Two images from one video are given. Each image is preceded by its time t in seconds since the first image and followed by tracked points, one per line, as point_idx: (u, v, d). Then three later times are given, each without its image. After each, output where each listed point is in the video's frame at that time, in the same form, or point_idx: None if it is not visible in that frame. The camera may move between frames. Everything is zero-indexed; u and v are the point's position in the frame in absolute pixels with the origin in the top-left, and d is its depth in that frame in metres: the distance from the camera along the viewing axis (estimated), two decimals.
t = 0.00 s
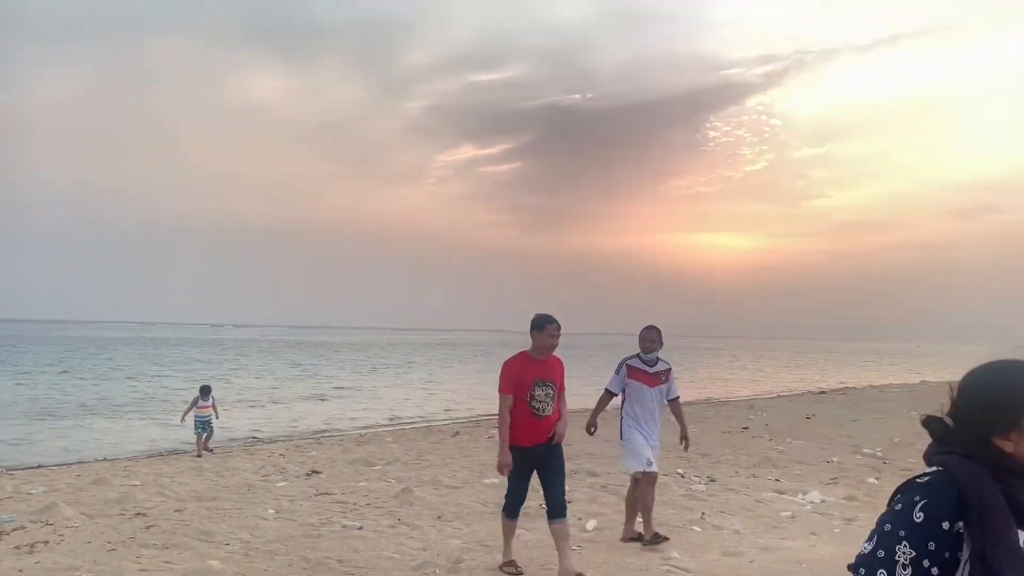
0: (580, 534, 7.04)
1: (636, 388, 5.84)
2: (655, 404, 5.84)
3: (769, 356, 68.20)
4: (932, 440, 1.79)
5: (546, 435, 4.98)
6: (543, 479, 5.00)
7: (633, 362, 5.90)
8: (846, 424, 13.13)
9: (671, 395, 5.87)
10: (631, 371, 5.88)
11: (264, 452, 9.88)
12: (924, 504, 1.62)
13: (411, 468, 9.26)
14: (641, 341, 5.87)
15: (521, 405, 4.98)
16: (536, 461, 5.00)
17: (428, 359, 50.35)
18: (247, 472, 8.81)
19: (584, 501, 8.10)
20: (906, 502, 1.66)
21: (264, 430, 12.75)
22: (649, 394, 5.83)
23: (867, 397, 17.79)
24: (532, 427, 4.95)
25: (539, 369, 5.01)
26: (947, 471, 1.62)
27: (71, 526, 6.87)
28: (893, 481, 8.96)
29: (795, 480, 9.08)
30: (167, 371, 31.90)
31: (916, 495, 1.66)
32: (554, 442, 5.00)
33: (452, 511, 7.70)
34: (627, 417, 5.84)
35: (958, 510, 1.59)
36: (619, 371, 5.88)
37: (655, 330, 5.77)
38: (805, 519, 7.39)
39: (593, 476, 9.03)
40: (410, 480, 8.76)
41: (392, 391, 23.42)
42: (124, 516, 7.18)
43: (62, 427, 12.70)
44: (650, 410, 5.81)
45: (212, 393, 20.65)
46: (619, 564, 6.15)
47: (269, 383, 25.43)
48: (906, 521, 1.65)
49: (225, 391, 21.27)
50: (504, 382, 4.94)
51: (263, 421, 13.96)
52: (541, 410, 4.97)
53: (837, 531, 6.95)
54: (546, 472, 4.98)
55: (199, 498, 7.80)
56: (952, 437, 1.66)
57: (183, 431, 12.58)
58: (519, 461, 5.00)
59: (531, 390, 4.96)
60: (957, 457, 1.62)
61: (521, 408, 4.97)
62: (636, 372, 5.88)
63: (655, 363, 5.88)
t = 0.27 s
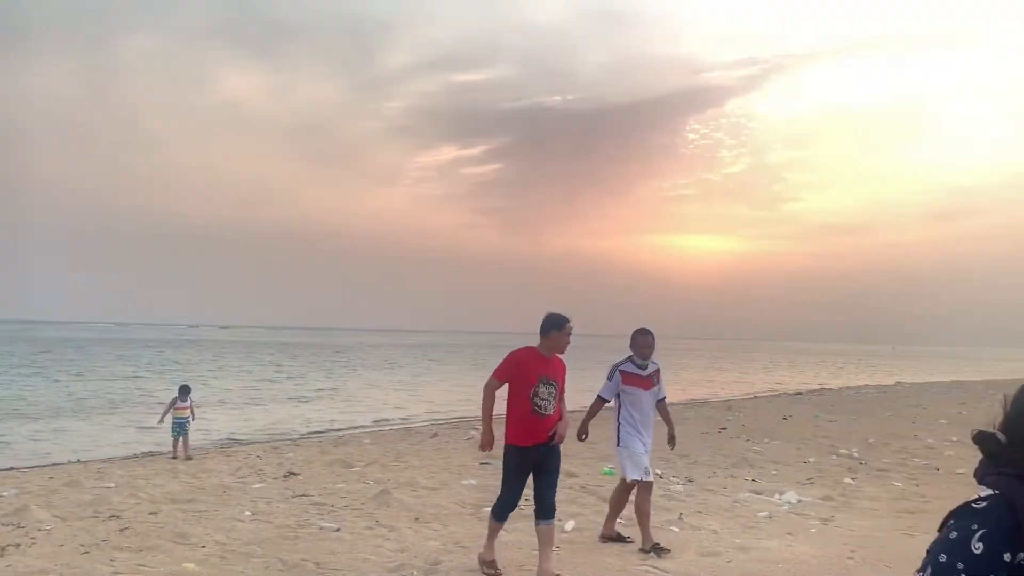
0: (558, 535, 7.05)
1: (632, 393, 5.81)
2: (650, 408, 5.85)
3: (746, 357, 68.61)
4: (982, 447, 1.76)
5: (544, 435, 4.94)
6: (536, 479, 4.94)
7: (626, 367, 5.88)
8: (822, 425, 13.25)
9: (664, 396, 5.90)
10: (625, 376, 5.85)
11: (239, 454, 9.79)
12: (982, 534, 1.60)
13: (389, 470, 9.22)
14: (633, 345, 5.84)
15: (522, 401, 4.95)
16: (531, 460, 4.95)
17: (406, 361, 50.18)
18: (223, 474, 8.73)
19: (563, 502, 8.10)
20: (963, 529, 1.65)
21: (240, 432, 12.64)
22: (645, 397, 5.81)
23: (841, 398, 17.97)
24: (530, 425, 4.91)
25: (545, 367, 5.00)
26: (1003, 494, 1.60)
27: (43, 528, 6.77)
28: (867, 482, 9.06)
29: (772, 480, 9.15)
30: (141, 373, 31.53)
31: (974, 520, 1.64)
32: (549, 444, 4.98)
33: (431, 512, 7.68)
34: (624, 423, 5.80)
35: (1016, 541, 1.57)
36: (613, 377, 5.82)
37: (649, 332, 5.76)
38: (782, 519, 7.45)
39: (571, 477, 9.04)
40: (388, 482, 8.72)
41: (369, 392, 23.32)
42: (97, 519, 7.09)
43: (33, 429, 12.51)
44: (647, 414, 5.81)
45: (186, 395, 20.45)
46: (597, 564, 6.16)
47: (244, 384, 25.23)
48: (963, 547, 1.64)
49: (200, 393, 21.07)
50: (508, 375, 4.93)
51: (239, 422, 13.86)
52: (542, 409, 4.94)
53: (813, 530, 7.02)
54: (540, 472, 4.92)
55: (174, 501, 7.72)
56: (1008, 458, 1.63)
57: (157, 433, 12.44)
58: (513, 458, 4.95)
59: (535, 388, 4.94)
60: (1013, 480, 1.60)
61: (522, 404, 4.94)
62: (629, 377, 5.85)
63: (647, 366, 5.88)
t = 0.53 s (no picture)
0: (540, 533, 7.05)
1: (630, 391, 5.64)
2: (646, 404, 5.71)
3: (727, 355, 68.98)
4: None
5: (538, 436, 4.79)
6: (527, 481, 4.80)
7: (621, 362, 5.68)
8: (802, 422, 13.34)
9: (657, 391, 5.78)
10: (621, 373, 5.66)
11: (219, 456, 9.73)
12: None
13: (370, 470, 9.19)
14: (627, 340, 5.65)
15: (517, 401, 4.78)
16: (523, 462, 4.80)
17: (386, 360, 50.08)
18: (203, 476, 8.67)
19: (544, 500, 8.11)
20: None
21: (220, 432, 12.57)
22: (641, 394, 5.66)
23: (821, 395, 18.10)
24: (525, 426, 4.75)
25: (544, 367, 4.82)
26: None
27: (19, 532, 6.70)
28: (847, 478, 9.13)
29: (753, 478, 9.20)
30: (119, 374, 31.25)
31: None
32: (546, 445, 4.85)
33: (412, 512, 7.66)
34: (622, 421, 5.64)
35: None
36: (610, 374, 5.62)
37: (643, 327, 5.60)
38: (762, 516, 7.49)
39: (554, 476, 9.05)
40: (369, 482, 8.69)
41: (350, 392, 23.25)
42: (75, 522, 7.02)
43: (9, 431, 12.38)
44: (643, 411, 5.67)
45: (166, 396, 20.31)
46: (578, 563, 6.16)
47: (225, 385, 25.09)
48: None
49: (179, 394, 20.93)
50: (506, 373, 4.75)
51: (220, 423, 13.78)
52: (538, 410, 4.78)
53: (794, 527, 7.05)
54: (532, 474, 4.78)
55: (153, 503, 7.66)
56: None
57: (136, 435, 12.34)
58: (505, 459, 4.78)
59: (532, 388, 4.77)
60: None
61: (518, 404, 4.77)
62: (624, 373, 5.67)
63: (641, 361, 5.71)
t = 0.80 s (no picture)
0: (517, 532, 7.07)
1: (620, 388, 5.65)
2: (635, 402, 5.72)
3: (706, 353, 69.37)
4: None
5: (529, 437, 4.81)
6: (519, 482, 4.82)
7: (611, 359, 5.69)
8: (778, 418, 13.47)
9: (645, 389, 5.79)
10: (611, 370, 5.66)
11: (195, 459, 9.67)
12: None
13: (348, 472, 9.18)
14: (617, 337, 5.65)
15: (510, 404, 4.75)
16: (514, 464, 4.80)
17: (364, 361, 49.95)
18: (179, 480, 8.62)
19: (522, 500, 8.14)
20: None
21: (197, 436, 12.49)
22: (630, 391, 5.67)
23: (797, 391, 18.28)
24: (518, 429, 4.75)
25: (534, 368, 4.82)
26: None
27: None
28: (822, 473, 9.23)
29: (729, 474, 9.28)
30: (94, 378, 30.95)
31: None
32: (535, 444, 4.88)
33: (390, 513, 7.67)
34: (612, 419, 5.65)
35: None
36: (600, 370, 5.62)
37: (632, 325, 5.62)
38: (738, 512, 7.56)
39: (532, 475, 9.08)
40: (348, 484, 8.68)
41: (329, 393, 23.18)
42: (49, 529, 6.96)
43: None
44: (633, 409, 5.68)
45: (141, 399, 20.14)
46: (557, 561, 6.18)
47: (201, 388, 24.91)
48: None
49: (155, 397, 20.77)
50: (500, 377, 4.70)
51: (197, 427, 13.70)
52: (529, 412, 4.79)
53: (770, 523, 7.13)
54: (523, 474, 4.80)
55: (128, 508, 7.61)
56: None
57: (112, 440, 12.24)
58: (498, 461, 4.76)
59: (525, 391, 4.76)
60: None
61: (511, 408, 4.74)
62: (615, 370, 5.67)
63: (630, 359, 5.73)
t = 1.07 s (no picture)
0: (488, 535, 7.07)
1: (610, 393, 5.62)
2: (625, 407, 5.69)
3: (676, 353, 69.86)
4: None
5: (520, 437, 4.73)
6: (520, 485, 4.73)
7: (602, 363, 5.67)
8: (747, 417, 13.59)
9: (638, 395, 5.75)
10: (602, 374, 5.63)
11: (162, 467, 9.55)
12: None
13: (318, 478, 9.11)
14: (612, 340, 5.61)
15: (495, 409, 4.66)
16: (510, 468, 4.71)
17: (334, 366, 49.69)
18: (145, 489, 8.50)
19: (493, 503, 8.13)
20: None
21: (164, 444, 12.34)
22: (620, 397, 5.64)
23: (765, 391, 18.47)
24: (509, 431, 4.66)
25: (514, 367, 4.74)
26: None
27: None
28: (790, 472, 9.33)
29: (699, 473, 9.35)
30: (57, 386, 30.46)
31: None
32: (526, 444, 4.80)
33: (360, 519, 7.62)
34: (599, 422, 5.63)
35: None
36: (591, 374, 5.60)
37: (627, 329, 5.57)
38: (707, 511, 7.62)
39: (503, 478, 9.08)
40: (317, 490, 8.62)
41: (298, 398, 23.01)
42: (11, 541, 6.83)
43: None
44: (622, 414, 5.65)
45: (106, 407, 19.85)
46: (528, 564, 6.18)
47: (167, 395, 24.61)
48: None
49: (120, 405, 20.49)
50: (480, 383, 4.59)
51: (163, 434, 13.53)
52: (515, 412, 4.70)
53: (739, 522, 7.19)
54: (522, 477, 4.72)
55: (92, 518, 7.49)
56: None
57: (76, 449, 12.05)
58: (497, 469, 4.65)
59: (507, 392, 4.67)
60: None
61: (497, 412, 4.65)
62: (606, 374, 5.64)
63: (623, 363, 5.69)
